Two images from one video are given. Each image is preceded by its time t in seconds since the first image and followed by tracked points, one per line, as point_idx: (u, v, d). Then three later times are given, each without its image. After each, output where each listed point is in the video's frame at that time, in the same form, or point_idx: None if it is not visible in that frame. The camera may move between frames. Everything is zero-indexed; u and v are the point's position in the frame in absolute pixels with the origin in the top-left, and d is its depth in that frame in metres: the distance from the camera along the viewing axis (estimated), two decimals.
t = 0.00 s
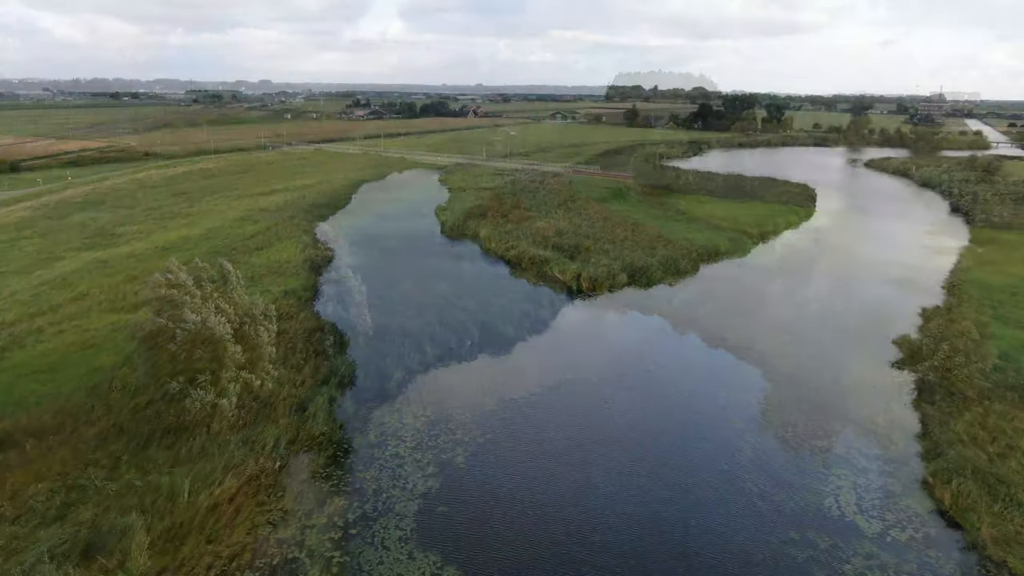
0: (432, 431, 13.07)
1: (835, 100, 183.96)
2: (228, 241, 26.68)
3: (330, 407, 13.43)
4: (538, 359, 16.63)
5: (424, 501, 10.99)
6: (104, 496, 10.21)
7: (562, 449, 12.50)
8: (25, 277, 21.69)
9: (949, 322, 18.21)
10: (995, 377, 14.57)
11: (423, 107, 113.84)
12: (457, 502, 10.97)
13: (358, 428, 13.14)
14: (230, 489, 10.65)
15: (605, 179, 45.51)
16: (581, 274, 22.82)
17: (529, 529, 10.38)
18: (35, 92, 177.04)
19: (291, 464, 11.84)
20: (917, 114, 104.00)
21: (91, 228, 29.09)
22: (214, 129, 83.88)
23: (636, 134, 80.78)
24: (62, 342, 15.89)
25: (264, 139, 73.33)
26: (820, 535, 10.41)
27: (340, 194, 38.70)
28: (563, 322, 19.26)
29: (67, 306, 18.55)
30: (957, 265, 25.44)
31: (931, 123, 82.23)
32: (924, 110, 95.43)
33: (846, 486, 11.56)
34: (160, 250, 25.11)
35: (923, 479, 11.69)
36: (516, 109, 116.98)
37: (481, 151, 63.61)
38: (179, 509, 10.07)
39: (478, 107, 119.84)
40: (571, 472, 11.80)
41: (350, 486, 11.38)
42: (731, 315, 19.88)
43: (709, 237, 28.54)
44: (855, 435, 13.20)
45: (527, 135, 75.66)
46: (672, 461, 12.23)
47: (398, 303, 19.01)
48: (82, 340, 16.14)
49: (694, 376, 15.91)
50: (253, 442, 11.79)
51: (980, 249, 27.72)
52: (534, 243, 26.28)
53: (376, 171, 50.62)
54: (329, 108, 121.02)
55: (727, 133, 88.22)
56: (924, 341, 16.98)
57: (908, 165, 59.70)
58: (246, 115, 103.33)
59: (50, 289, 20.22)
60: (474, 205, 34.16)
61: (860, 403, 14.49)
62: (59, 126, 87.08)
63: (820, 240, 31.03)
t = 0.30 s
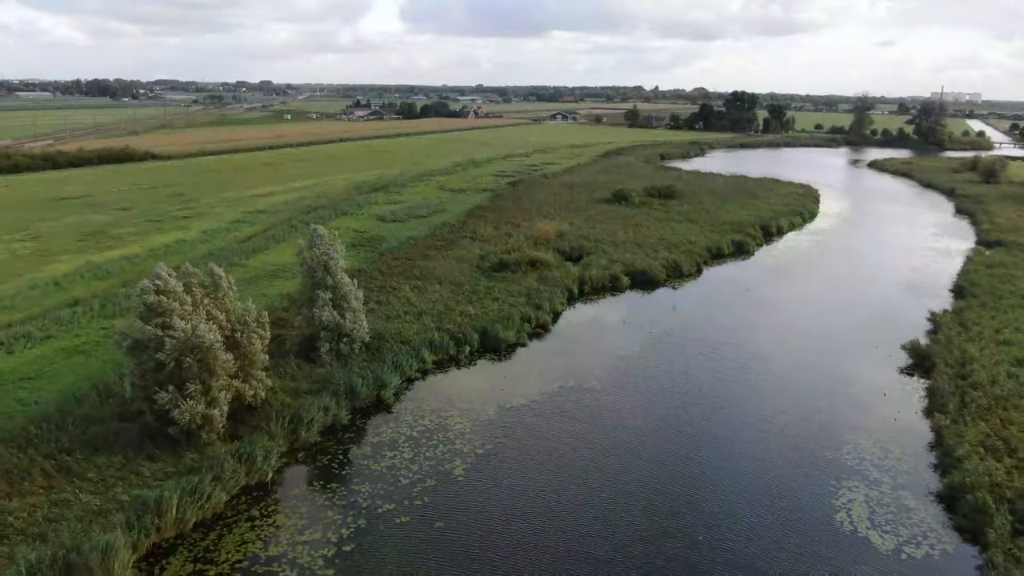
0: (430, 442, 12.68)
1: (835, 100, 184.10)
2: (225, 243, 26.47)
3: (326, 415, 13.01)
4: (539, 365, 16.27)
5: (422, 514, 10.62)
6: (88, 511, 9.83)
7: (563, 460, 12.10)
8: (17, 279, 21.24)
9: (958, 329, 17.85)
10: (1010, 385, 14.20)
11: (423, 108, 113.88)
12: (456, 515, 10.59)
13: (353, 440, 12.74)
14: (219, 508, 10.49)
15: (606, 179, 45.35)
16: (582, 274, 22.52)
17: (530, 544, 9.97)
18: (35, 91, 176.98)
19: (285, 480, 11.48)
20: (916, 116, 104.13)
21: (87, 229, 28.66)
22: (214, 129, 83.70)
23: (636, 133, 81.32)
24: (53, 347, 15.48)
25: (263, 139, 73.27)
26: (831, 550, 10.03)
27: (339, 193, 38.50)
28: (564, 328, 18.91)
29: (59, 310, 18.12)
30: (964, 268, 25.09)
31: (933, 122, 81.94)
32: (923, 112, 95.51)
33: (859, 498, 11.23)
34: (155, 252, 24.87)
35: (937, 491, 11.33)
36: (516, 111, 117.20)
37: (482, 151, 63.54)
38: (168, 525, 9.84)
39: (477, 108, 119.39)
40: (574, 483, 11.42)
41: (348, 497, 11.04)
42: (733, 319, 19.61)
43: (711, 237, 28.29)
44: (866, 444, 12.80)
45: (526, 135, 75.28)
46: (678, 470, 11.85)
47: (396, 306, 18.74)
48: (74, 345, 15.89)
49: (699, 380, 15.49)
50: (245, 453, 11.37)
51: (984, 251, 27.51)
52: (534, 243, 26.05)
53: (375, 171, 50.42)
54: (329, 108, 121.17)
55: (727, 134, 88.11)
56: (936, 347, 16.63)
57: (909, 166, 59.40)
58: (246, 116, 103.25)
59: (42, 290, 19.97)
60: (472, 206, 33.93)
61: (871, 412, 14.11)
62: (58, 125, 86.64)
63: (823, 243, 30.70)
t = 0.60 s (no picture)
0: (427, 453, 12.26)
1: (834, 100, 183.90)
2: (219, 245, 26.03)
3: (320, 425, 12.59)
4: (540, 372, 15.85)
5: (418, 532, 10.18)
6: (70, 530, 9.41)
7: (564, 473, 11.69)
8: (7, 283, 20.78)
9: (969, 334, 17.42)
10: None
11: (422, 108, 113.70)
12: (454, 532, 10.18)
13: (347, 451, 12.32)
14: (201, 526, 10.01)
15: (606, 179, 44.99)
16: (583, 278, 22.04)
17: (531, 563, 9.56)
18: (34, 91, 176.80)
19: (276, 495, 11.04)
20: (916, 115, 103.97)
21: (81, 232, 28.22)
22: (212, 130, 83.35)
23: (636, 133, 81.62)
24: (40, 354, 15.03)
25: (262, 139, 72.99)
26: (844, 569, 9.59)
27: (337, 194, 38.07)
28: (565, 332, 18.49)
29: (48, 315, 17.68)
30: (972, 271, 24.66)
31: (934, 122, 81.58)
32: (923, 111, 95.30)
33: (871, 514, 10.77)
34: (147, 255, 24.43)
35: (954, 507, 10.86)
36: (515, 111, 117.03)
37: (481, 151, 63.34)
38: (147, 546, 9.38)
39: (476, 108, 118.88)
40: (576, 497, 11.01)
41: (338, 514, 10.59)
42: (737, 324, 19.14)
43: (714, 239, 27.85)
44: (878, 455, 12.38)
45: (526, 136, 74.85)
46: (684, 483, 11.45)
47: (392, 312, 18.27)
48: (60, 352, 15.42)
49: (704, 387, 15.05)
50: (234, 466, 10.94)
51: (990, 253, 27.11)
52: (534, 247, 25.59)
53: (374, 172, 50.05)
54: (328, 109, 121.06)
55: (727, 134, 87.84)
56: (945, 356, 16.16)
57: (912, 167, 59.00)
58: (245, 116, 103.00)
59: (31, 295, 19.51)
60: (471, 208, 33.54)
61: (882, 421, 13.67)
62: (56, 125, 86.21)
63: (828, 244, 30.26)
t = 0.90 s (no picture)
0: (423, 466, 11.80)
1: (834, 99, 184.79)
2: (214, 248, 25.60)
3: (312, 438, 12.13)
4: (540, 379, 15.41)
5: (413, 552, 9.71)
6: (46, 552, 8.94)
7: (566, 488, 11.22)
8: None
9: (982, 340, 16.93)
10: None
11: (422, 109, 113.34)
12: (450, 551, 9.74)
13: (340, 465, 11.85)
14: (189, 545, 9.58)
15: (608, 180, 44.58)
16: (585, 281, 21.61)
17: None
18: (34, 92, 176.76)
19: (264, 512, 10.58)
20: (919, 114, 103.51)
21: (74, 234, 27.77)
22: (211, 130, 83.02)
23: (637, 133, 81.99)
24: (24, 363, 14.56)
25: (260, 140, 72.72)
26: None
27: (335, 196, 37.69)
28: (566, 339, 18.01)
29: (35, 321, 17.21)
30: (982, 274, 24.16)
31: (937, 122, 81.03)
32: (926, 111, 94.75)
33: (886, 531, 10.31)
34: (141, 258, 24.01)
35: (975, 525, 10.36)
36: (515, 112, 117.16)
37: (482, 152, 63.18)
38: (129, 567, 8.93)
39: (477, 108, 118.57)
40: (576, 514, 10.55)
41: (331, 531, 10.13)
42: (743, 329, 18.70)
43: (718, 242, 27.42)
44: (892, 469, 11.88)
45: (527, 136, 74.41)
46: (690, 497, 10.99)
47: (389, 316, 17.86)
48: (47, 359, 14.98)
49: (710, 396, 14.57)
50: (221, 483, 10.46)
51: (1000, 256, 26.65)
52: (535, 248, 25.19)
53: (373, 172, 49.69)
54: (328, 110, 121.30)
55: (729, 134, 87.45)
56: (959, 362, 15.70)
57: (915, 167, 58.47)
58: (244, 117, 102.78)
59: (20, 299, 19.08)
60: (472, 209, 33.13)
61: (894, 432, 13.18)
62: (54, 126, 85.78)
63: (834, 247, 29.76)
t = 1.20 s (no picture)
0: (418, 483, 11.30)
1: (835, 99, 184.37)
2: (208, 251, 25.12)
3: (301, 452, 11.62)
4: (540, 388, 14.90)
5: None
6: None
7: (567, 505, 10.70)
8: None
9: (995, 347, 16.39)
10: None
11: (422, 109, 113.02)
12: None
13: (331, 482, 11.37)
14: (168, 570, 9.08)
15: (609, 180, 44.11)
16: (586, 285, 21.10)
17: None
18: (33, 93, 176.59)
19: (250, 533, 10.08)
20: (921, 114, 102.98)
21: (66, 237, 27.29)
22: (209, 131, 82.60)
23: (638, 133, 82.31)
24: (6, 372, 14.05)
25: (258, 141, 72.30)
26: None
27: (333, 197, 37.23)
28: (567, 346, 17.50)
29: (20, 329, 16.71)
30: (991, 277, 23.62)
31: (940, 122, 80.52)
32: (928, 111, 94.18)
33: (904, 554, 9.79)
34: (132, 261, 23.52)
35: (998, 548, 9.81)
36: (516, 112, 116.87)
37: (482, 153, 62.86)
38: None
39: (476, 108, 118.10)
40: (577, 534, 10.03)
41: (318, 554, 9.62)
42: (748, 335, 18.18)
43: (722, 244, 26.94)
44: (908, 485, 11.36)
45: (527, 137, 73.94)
46: (699, 517, 10.46)
47: (385, 323, 17.36)
48: (30, 368, 14.47)
49: (716, 405, 14.05)
50: (205, 503, 9.95)
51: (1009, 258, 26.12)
52: (535, 251, 24.70)
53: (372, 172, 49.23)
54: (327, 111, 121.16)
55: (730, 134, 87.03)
56: (973, 370, 15.16)
57: (918, 168, 57.95)
58: (243, 117, 102.46)
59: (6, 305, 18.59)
60: (471, 211, 32.68)
61: (909, 445, 12.67)
62: (52, 126, 85.38)
63: (839, 249, 29.25)
